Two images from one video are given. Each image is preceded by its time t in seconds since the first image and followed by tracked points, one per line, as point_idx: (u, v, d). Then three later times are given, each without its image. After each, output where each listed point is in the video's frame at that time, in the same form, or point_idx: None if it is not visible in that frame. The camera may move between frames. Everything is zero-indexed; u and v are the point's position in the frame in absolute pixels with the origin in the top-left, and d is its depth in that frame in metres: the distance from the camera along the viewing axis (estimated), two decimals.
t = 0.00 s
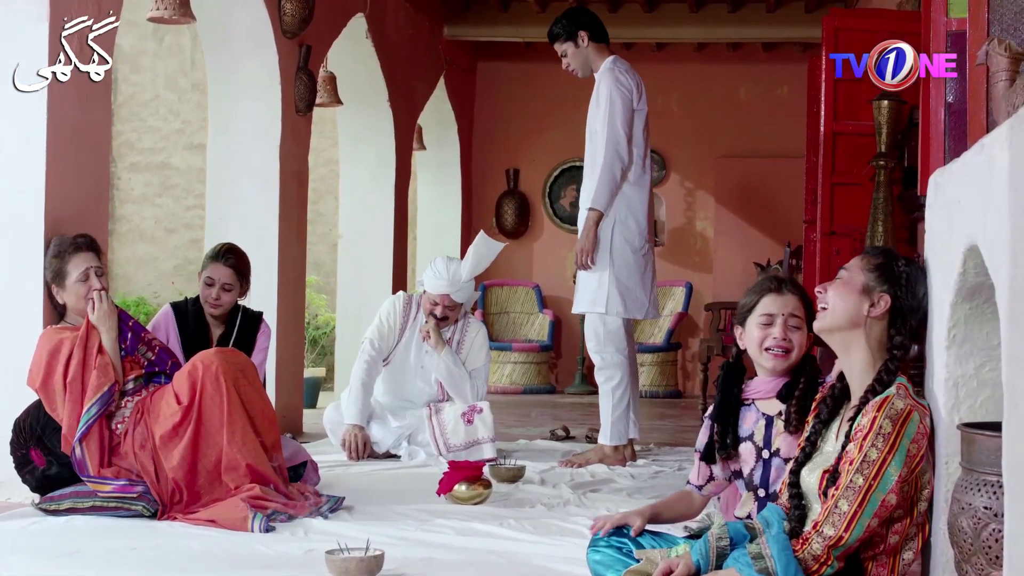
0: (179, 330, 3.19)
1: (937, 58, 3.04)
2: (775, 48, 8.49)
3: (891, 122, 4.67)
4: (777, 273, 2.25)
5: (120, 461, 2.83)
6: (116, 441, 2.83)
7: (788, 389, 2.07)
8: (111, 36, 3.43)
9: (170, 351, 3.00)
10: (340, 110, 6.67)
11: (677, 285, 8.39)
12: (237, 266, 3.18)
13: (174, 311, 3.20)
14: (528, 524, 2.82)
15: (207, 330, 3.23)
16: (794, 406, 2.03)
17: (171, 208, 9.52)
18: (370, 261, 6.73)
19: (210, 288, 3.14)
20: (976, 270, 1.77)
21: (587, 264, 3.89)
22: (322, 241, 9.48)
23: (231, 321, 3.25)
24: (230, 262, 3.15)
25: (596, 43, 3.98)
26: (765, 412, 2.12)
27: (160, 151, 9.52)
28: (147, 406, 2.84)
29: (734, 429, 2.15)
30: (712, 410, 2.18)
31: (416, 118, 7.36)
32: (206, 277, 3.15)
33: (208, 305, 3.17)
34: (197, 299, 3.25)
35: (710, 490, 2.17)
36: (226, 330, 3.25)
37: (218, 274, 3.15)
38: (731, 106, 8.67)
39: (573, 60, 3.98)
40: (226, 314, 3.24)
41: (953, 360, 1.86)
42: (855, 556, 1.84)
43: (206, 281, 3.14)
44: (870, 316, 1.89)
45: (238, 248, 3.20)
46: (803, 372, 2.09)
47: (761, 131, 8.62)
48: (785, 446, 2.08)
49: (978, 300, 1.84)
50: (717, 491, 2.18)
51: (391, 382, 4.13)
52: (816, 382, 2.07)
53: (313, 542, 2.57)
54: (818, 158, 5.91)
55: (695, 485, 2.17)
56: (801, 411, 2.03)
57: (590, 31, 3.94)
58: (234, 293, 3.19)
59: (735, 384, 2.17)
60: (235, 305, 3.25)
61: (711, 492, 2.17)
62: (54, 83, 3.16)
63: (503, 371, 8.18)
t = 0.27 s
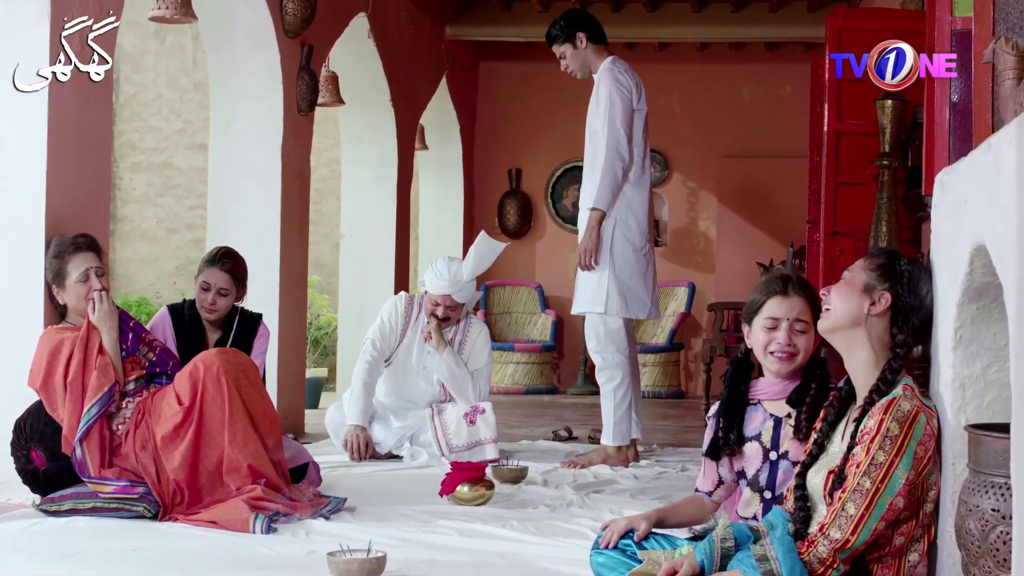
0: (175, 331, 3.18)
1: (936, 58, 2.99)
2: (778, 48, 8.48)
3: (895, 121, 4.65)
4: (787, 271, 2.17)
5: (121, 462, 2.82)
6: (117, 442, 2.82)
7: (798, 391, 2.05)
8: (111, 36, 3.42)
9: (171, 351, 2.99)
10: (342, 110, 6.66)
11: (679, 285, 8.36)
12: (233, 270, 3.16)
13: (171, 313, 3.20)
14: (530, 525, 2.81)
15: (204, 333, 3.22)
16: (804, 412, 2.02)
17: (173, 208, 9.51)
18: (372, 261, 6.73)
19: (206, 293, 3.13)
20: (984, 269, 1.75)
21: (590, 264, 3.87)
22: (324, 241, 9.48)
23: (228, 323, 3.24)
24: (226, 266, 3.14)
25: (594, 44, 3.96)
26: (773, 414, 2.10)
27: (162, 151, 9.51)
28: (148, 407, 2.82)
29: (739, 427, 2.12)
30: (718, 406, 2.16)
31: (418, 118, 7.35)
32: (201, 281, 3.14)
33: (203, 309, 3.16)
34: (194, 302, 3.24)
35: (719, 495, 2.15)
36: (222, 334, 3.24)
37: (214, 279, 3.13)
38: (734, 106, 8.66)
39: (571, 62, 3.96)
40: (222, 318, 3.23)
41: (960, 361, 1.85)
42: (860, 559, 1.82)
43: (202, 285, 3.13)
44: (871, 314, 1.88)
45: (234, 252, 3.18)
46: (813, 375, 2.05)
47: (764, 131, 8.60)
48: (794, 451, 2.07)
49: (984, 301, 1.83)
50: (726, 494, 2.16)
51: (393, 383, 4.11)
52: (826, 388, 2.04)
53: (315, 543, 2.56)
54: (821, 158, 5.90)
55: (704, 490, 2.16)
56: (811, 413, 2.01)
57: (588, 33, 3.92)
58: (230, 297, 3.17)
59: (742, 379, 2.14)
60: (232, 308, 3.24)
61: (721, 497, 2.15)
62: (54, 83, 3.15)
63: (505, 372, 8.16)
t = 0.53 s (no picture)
0: (170, 329, 3.17)
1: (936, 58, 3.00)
2: (781, 47, 8.46)
3: (898, 121, 4.63)
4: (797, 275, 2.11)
5: (122, 462, 2.80)
6: (118, 442, 2.81)
7: (811, 397, 2.02)
8: (112, 36, 3.40)
9: (172, 351, 2.97)
10: (344, 109, 6.65)
11: (682, 285, 8.36)
12: (228, 273, 3.13)
13: (166, 313, 3.19)
14: (533, 527, 2.79)
15: (198, 336, 3.20)
16: (816, 419, 1.98)
17: (175, 208, 9.50)
18: (375, 262, 6.71)
19: (201, 296, 3.11)
20: (992, 268, 1.74)
21: (592, 263, 3.89)
22: (327, 241, 9.47)
23: (224, 325, 3.22)
24: (220, 270, 3.11)
25: (593, 47, 3.96)
26: (784, 417, 2.05)
27: (164, 151, 9.50)
28: (149, 407, 2.81)
29: (750, 427, 2.08)
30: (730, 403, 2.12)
31: (420, 118, 7.34)
32: (195, 284, 3.12)
33: (198, 312, 3.15)
34: (189, 303, 3.23)
35: (727, 496, 2.13)
36: (217, 335, 3.22)
37: (208, 282, 3.10)
38: (737, 105, 8.64)
39: (570, 65, 3.97)
40: (217, 321, 3.21)
41: (967, 362, 1.83)
42: (867, 559, 1.81)
43: (197, 288, 3.11)
44: (874, 312, 1.86)
45: (230, 254, 3.14)
46: (824, 381, 2.02)
47: (767, 130, 8.58)
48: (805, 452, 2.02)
49: (992, 301, 1.81)
50: (735, 497, 2.13)
51: (395, 383, 4.10)
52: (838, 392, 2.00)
53: (316, 545, 2.54)
54: (825, 157, 5.88)
55: (711, 493, 2.13)
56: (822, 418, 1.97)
57: (586, 36, 3.93)
58: (224, 301, 3.15)
59: (754, 381, 2.10)
60: (228, 309, 3.22)
61: (729, 498, 2.13)
62: (54, 83, 3.14)
63: (507, 372, 8.15)
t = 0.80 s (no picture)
0: (175, 330, 3.14)
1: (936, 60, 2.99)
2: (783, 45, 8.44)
3: (901, 119, 4.60)
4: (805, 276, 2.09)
5: (122, 460, 2.79)
6: (117, 440, 2.80)
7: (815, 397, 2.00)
8: (112, 37, 3.39)
9: (173, 350, 2.96)
10: (345, 107, 6.64)
11: (682, 283, 8.30)
12: (234, 266, 3.15)
13: (170, 311, 3.17)
14: (534, 526, 2.78)
15: (204, 329, 3.19)
16: (819, 419, 1.96)
17: (175, 206, 9.49)
18: (376, 261, 6.70)
19: (208, 290, 3.11)
20: (999, 266, 1.73)
21: (583, 270, 3.89)
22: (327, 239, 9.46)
23: (228, 320, 3.22)
24: (228, 264, 3.13)
25: (590, 54, 4.02)
26: (790, 415, 2.04)
27: (164, 149, 9.49)
28: (149, 406, 2.80)
29: (754, 425, 2.06)
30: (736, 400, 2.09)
31: (421, 116, 7.32)
32: (203, 278, 3.12)
33: (204, 306, 3.15)
34: (193, 299, 3.21)
35: (729, 494, 2.11)
36: (222, 329, 3.21)
37: (215, 275, 3.11)
38: (738, 104, 8.62)
39: (567, 72, 4.03)
40: (222, 314, 3.20)
41: (972, 361, 1.82)
42: (870, 557, 1.79)
43: (203, 281, 3.11)
44: (875, 309, 1.84)
45: (235, 248, 3.16)
46: (830, 382, 2.00)
47: (768, 129, 8.57)
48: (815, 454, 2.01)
49: (998, 299, 1.80)
50: (737, 495, 2.12)
51: (396, 382, 4.09)
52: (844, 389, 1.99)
53: (316, 544, 2.53)
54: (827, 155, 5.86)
55: (714, 490, 2.11)
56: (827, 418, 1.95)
57: (583, 42, 3.99)
58: (231, 294, 3.15)
59: (760, 378, 2.07)
60: (232, 305, 3.22)
61: (730, 495, 2.11)
62: (54, 83, 3.12)
63: (508, 371, 8.14)
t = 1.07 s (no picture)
0: (182, 326, 3.13)
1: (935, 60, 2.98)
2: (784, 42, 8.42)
3: (903, 116, 4.60)
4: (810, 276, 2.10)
5: (122, 458, 2.78)
6: (117, 437, 2.78)
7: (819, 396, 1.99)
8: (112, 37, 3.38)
9: (173, 346, 2.94)
10: (346, 104, 6.62)
11: (685, 282, 8.36)
12: (242, 258, 3.15)
13: (177, 306, 3.15)
14: (535, 524, 2.76)
15: (211, 322, 3.18)
16: (822, 421, 1.94)
17: (175, 203, 9.48)
18: (377, 258, 6.68)
19: (216, 280, 3.11)
20: (1005, 263, 1.71)
21: (569, 293, 3.95)
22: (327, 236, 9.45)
23: (235, 313, 3.21)
24: (236, 255, 3.13)
25: (587, 74, 4.04)
26: (793, 414, 2.02)
27: (164, 146, 9.47)
28: (149, 403, 2.79)
29: (758, 424, 2.05)
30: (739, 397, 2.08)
31: (422, 113, 7.30)
32: (211, 270, 3.12)
33: (211, 298, 3.13)
34: (200, 293, 3.19)
35: (731, 492, 2.08)
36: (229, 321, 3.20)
37: (223, 266, 3.12)
38: (740, 101, 8.60)
39: (563, 92, 4.05)
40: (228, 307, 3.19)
41: (978, 358, 1.80)
42: (873, 556, 1.76)
43: (211, 273, 3.11)
44: (870, 309, 1.81)
45: (242, 240, 3.18)
46: (834, 380, 1.99)
47: (769, 126, 8.55)
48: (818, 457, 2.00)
49: (1004, 296, 1.78)
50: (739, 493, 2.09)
51: (397, 380, 4.09)
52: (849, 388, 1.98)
53: (316, 543, 2.52)
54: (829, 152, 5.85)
55: (715, 487, 2.08)
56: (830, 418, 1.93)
57: (580, 63, 4.00)
58: (239, 286, 3.15)
59: (765, 373, 2.07)
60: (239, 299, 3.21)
61: (732, 493, 2.08)
62: (54, 83, 3.11)
63: (509, 368, 8.13)
